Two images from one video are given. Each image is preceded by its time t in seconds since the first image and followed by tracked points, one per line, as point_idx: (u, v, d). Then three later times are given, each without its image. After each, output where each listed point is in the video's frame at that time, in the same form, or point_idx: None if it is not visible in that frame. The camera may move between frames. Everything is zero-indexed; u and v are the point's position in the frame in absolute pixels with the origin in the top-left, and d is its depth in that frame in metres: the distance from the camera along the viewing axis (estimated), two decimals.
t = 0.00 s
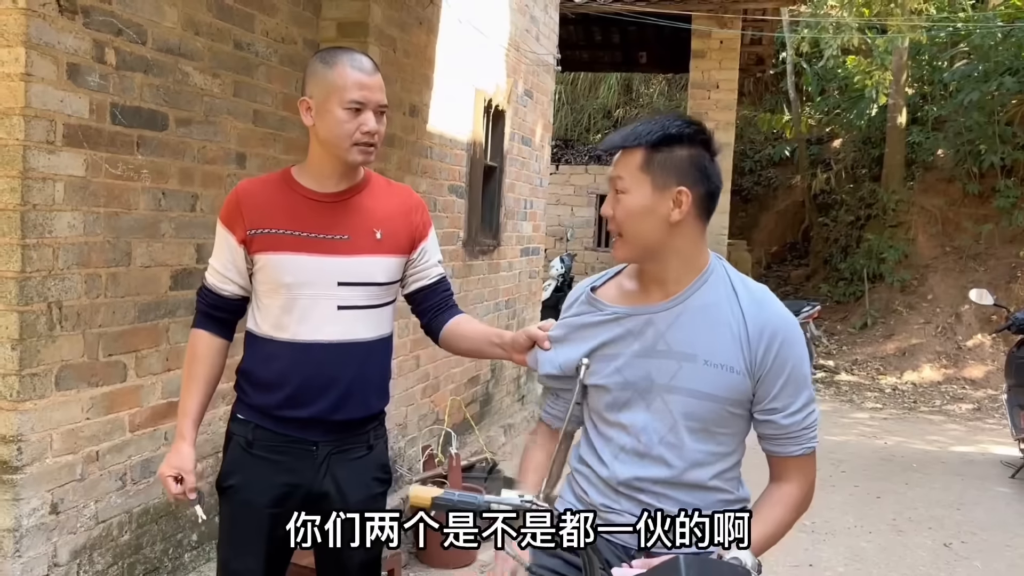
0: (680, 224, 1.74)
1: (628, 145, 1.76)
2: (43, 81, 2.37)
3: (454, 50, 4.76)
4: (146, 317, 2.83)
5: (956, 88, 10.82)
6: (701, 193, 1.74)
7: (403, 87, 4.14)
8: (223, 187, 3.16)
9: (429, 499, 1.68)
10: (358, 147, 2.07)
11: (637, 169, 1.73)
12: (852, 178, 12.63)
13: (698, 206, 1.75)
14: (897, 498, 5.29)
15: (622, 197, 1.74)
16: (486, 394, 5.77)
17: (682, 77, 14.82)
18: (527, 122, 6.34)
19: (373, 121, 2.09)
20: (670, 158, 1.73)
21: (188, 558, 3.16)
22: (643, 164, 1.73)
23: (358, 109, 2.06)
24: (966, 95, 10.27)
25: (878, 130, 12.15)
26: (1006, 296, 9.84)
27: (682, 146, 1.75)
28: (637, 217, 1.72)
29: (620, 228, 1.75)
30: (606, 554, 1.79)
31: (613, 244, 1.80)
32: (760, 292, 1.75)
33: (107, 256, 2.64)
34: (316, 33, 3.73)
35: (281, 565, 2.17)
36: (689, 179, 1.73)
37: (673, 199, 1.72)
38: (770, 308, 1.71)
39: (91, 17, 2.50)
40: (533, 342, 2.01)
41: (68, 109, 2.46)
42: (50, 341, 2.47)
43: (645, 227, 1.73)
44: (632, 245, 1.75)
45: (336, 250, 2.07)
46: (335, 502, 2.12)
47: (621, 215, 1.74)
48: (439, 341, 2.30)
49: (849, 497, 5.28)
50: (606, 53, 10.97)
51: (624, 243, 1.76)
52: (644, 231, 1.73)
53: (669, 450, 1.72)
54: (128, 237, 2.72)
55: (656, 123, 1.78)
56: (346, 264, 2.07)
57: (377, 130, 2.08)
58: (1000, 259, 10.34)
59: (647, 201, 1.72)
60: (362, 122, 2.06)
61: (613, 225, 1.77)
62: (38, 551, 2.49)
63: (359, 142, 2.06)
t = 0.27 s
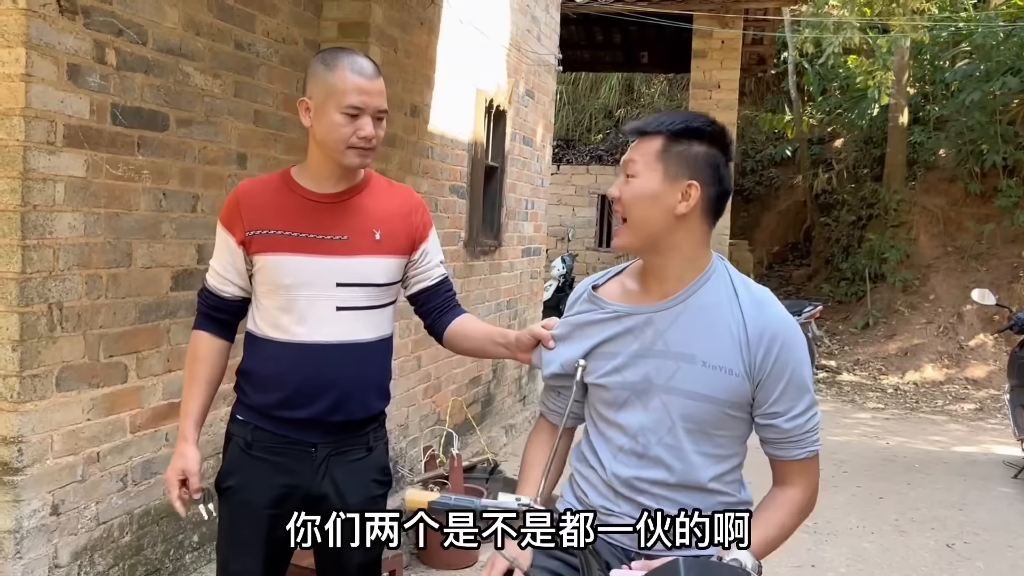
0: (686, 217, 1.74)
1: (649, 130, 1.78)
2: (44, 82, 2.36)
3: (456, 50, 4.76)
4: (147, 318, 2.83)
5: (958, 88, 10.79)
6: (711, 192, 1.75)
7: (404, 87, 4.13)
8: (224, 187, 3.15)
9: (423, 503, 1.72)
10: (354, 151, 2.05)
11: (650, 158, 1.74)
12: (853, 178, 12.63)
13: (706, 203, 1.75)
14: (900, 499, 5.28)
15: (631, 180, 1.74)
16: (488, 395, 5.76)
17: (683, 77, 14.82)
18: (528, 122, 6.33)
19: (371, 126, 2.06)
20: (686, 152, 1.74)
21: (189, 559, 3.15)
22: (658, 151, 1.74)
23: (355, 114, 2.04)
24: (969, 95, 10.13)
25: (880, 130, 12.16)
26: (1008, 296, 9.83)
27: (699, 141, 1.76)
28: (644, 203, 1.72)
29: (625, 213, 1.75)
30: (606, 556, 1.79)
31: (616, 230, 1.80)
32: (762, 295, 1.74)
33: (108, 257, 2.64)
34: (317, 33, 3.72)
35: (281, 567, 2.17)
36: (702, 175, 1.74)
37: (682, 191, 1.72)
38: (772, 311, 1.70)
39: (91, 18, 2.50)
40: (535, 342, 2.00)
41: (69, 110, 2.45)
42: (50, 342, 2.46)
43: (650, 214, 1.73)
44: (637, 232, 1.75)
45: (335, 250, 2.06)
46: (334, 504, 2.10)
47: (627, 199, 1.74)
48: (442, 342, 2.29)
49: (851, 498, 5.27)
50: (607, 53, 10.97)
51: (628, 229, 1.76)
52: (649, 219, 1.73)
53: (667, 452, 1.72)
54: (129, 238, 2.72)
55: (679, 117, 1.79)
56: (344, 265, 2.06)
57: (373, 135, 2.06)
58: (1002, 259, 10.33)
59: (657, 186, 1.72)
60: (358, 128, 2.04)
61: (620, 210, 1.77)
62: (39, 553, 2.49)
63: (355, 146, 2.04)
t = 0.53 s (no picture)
0: (676, 218, 1.74)
1: (625, 139, 1.77)
2: (44, 82, 2.36)
3: (457, 50, 4.76)
4: (148, 318, 2.83)
5: (961, 87, 10.76)
6: (698, 190, 1.74)
7: (405, 86, 4.13)
8: (225, 187, 3.15)
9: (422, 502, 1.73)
10: (354, 151, 2.05)
11: (632, 163, 1.74)
12: (856, 177, 12.61)
13: (694, 202, 1.74)
14: (902, 498, 5.27)
15: (617, 190, 1.74)
16: (489, 395, 5.75)
17: (685, 77, 14.81)
18: (530, 122, 6.32)
19: (370, 125, 2.06)
20: (666, 153, 1.73)
21: (191, 559, 3.15)
22: (639, 156, 1.73)
23: (355, 113, 2.04)
24: (971, 94, 10.18)
25: (882, 129, 12.14)
26: (1011, 295, 9.81)
27: (680, 140, 1.74)
28: (632, 208, 1.72)
29: (614, 219, 1.75)
30: (606, 557, 1.78)
31: (608, 237, 1.80)
32: (758, 292, 1.73)
33: (109, 257, 2.64)
34: (318, 33, 3.72)
35: (282, 567, 2.16)
36: (685, 174, 1.72)
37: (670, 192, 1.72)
38: (768, 308, 1.69)
39: (92, 18, 2.50)
40: (533, 342, 1.99)
41: (69, 110, 2.45)
42: (51, 342, 2.46)
43: (641, 219, 1.73)
44: (625, 237, 1.75)
45: (334, 251, 2.06)
46: (335, 504, 2.10)
47: (617, 210, 1.74)
48: (440, 342, 2.29)
49: (854, 497, 5.26)
50: (609, 53, 10.95)
51: (617, 235, 1.76)
52: (639, 226, 1.73)
53: (665, 451, 1.71)
54: (130, 238, 2.72)
55: (656, 119, 1.78)
56: (345, 265, 2.06)
57: (373, 134, 2.06)
58: (1005, 258, 10.31)
59: (642, 193, 1.72)
60: (358, 127, 2.04)
61: (609, 217, 1.77)
62: (41, 553, 2.49)
63: (355, 146, 2.04)
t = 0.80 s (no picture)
0: (658, 223, 1.73)
1: (596, 150, 1.74)
2: (50, 84, 2.36)
3: (460, 51, 4.76)
4: (153, 320, 2.83)
5: (964, 86, 10.73)
6: (677, 191, 1.73)
7: (409, 87, 4.13)
8: (230, 189, 3.15)
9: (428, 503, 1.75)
10: (351, 154, 2.05)
11: (608, 174, 1.71)
12: (860, 177, 12.60)
13: (675, 203, 1.73)
14: (907, 498, 5.26)
15: (596, 203, 1.72)
16: (493, 395, 5.75)
17: (688, 76, 14.80)
18: (533, 122, 6.32)
19: (367, 128, 2.05)
20: (639, 159, 1.71)
21: (196, 561, 3.16)
22: (611, 166, 1.71)
23: (351, 116, 2.04)
24: (975, 93, 10.13)
25: (886, 128, 12.14)
26: (1016, 294, 9.79)
27: (651, 143, 1.73)
28: (615, 222, 1.71)
29: (597, 236, 1.73)
30: (612, 560, 1.78)
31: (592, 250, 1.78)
32: (749, 291, 1.73)
33: (114, 259, 2.64)
34: (322, 34, 3.73)
35: (288, 567, 2.16)
36: (663, 177, 1.71)
37: (649, 199, 1.71)
38: (760, 307, 1.69)
39: (97, 20, 2.50)
40: (527, 346, 1.98)
41: (74, 112, 2.45)
42: (57, 345, 2.46)
43: (624, 232, 1.71)
44: (610, 252, 1.73)
45: (337, 253, 2.06)
46: (339, 504, 2.10)
47: (598, 222, 1.71)
48: (440, 343, 2.28)
49: (858, 497, 5.25)
50: (612, 53, 10.95)
51: (602, 251, 1.74)
52: (624, 237, 1.71)
53: (662, 456, 1.71)
54: (135, 240, 2.72)
55: (623, 123, 1.76)
56: (348, 266, 2.06)
57: (371, 136, 2.06)
58: (1010, 257, 10.31)
59: (623, 203, 1.70)
60: (354, 130, 2.04)
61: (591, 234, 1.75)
62: (47, 555, 2.49)
63: (353, 148, 2.04)
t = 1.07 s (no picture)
0: (649, 201, 1.73)
1: (581, 132, 1.75)
2: (52, 85, 2.37)
3: (462, 50, 4.75)
4: (156, 320, 2.84)
5: (968, 83, 10.70)
6: (664, 169, 1.73)
7: (411, 87, 4.13)
8: (232, 188, 3.16)
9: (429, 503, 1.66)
10: (314, 166, 1.98)
11: (596, 155, 1.71)
12: (863, 175, 12.59)
13: (664, 180, 1.73)
14: (912, 497, 5.24)
15: (585, 184, 1.71)
16: (497, 394, 5.75)
17: (691, 75, 14.79)
18: (536, 122, 6.32)
19: (326, 142, 1.95)
20: (625, 139, 1.72)
21: (200, 560, 3.16)
22: (597, 148, 1.72)
23: (309, 128, 1.95)
24: (978, 90, 10.07)
25: (889, 126, 12.13)
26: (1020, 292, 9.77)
27: (632, 125, 1.73)
28: (607, 201, 1.71)
29: (588, 219, 1.73)
30: (612, 555, 1.77)
31: (584, 234, 1.78)
32: (743, 264, 1.72)
33: (117, 259, 2.64)
34: (324, 34, 3.73)
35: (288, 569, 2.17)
36: (649, 155, 1.71)
37: (637, 177, 1.70)
38: (755, 280, 1.69)
39: (99, 20, 2.50)
40: (522, 334, 1.97)
41: (77, 112, 2.46)
42: (60, 344, 2.47)
43: (617, 211, 1.71)
44: (603, 233, 1.73)
45: (337, 251, 2.05)
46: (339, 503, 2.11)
47: (588, 204, 1.71)
48: (439, 342, 2.27)
49: (863, 496, 5.24)
50: (614, 52, 10.95)
51: (592, 234, 1.74)
52: (616, 215, 1.71)
53: (663, 435, 1.71)
54: (137, 240, 2.72)
55: (607, 106, 1.77)
56: (347, 265, 2.05)
57: (329, 150, 1.95)
58: (1014, 254, 10.31)
59: (611, 183, 1.70)
60: (312, 142, 1.95)
61: (582, 216, 1.75)
62: (51, 555, 2.50)
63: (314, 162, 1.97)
